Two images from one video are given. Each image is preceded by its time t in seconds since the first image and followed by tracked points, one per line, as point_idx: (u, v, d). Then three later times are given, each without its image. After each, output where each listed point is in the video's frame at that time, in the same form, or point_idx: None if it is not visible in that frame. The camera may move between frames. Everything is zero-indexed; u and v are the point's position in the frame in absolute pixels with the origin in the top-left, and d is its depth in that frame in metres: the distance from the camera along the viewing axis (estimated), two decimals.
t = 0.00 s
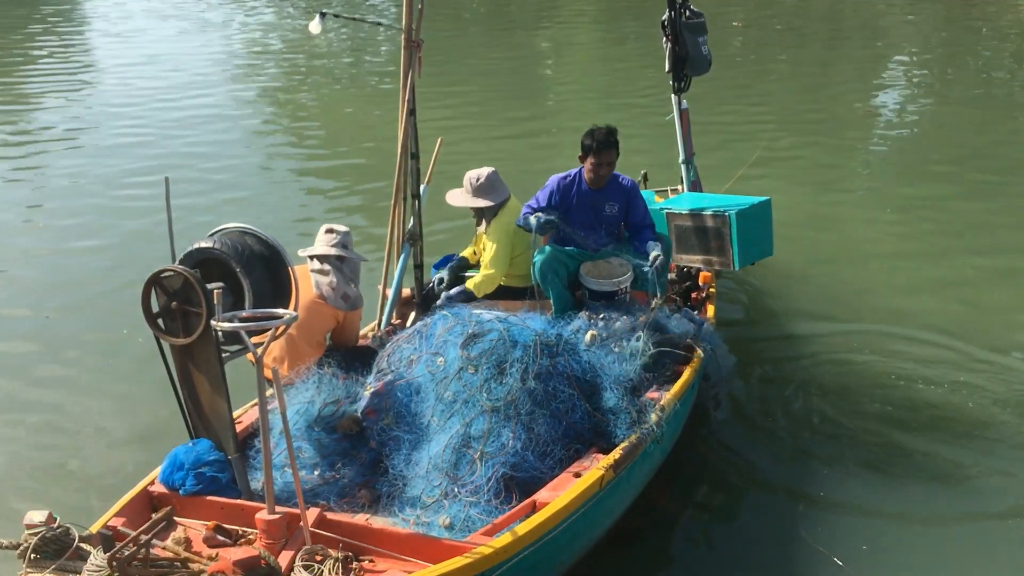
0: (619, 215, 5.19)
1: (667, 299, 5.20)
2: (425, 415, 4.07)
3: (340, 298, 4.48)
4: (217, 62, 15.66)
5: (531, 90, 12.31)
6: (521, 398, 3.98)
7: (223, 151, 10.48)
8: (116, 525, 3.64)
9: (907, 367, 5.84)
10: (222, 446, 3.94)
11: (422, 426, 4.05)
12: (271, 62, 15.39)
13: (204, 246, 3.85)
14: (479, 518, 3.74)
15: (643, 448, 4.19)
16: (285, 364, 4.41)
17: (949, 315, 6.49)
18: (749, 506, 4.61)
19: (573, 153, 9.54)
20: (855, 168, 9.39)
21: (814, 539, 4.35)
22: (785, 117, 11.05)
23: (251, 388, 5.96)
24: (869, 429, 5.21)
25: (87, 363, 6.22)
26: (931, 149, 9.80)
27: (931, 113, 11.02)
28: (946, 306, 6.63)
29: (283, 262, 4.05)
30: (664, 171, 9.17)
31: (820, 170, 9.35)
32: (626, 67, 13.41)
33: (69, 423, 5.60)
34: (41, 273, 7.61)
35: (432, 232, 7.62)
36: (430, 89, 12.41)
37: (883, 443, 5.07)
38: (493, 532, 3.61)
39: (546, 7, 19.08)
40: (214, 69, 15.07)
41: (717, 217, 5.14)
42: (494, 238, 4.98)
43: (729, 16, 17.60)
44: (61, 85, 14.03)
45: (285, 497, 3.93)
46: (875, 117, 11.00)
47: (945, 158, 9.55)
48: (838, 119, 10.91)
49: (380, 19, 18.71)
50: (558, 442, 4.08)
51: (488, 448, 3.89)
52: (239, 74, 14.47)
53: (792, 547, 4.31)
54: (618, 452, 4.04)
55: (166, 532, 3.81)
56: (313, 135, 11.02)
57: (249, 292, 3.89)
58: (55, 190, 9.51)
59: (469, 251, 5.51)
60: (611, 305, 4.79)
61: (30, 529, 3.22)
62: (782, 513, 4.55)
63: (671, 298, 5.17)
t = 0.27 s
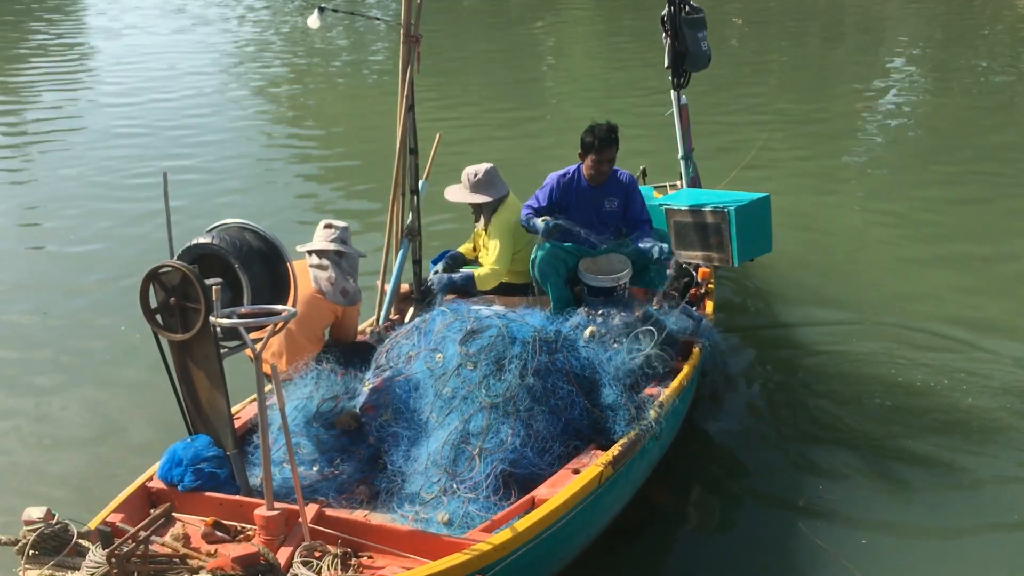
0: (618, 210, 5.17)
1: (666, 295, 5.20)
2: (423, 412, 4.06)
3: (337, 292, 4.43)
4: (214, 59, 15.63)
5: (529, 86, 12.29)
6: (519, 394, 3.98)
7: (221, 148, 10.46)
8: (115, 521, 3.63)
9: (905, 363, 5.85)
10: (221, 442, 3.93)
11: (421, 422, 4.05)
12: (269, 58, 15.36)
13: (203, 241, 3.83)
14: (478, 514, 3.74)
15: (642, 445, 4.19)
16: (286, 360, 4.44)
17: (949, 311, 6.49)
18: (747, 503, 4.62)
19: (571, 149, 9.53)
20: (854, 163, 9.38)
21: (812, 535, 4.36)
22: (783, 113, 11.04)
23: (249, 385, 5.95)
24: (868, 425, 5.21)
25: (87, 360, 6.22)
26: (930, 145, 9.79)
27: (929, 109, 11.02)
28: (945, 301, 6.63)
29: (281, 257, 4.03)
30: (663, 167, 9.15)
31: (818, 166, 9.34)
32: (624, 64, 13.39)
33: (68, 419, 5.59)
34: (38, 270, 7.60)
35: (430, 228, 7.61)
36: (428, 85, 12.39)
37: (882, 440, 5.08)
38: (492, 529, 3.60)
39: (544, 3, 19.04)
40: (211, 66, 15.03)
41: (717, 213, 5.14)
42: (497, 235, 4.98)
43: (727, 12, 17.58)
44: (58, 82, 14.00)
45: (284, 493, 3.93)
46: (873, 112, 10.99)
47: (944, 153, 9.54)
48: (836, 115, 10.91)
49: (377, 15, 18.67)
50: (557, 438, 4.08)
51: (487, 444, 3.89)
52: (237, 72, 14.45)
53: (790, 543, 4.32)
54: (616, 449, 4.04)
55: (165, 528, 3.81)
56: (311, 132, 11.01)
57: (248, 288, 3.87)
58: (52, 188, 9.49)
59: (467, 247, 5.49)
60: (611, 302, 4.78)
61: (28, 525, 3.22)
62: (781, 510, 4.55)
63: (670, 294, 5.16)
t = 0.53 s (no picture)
0: (617, 206, 5.17)
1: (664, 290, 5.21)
2: (422, 407, 4.07)
3: (334, 286, 4.44)
4: (212, 56, 15.60)
5: (528, 81, 12.29)
6: (518, 390, 3.99)
7: (219, 145, 10.45)
8: (113, 517, 3.63)
9: (903, 359, 5.86)
10: (219, 438, 3.93)
11: (420, 418, 4.05)
12: (266, 55, 15.34)
13: (201, 237, 3.82)
14: (476, 510, 3.74)
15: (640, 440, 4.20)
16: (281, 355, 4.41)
17: (947, 307, 6.50)
18: (745, 498, 4.63)
19: (569, 145, 9.52)
20: (852, 159, 9.39)
21: (811, 530, 4.38)
22: (781, 109, 11.04)
23: (248, 381, 5.95)
24: (865, 422, 5.22)
25: (85, 356, 6.22)
26: (927, 141, 9.80)
27: (927, 105, 11.02)
28: (944, 297, 6.64)
29: (280, 253, 4.03)
30: (661, 162, 9.16)
31: (816, 162, 9.35)
32: (622, 59, 13.38)
33: (67, 416, 5.59)
34: (36, 267, 7.59)
35: (428, 224, 7.60)
36: (425, 80, 12.37)
37: (881, 435, 5.09)
38: (491, 524, 3.60)
39: None
40: (209, 63, 15.02)
41: (715, 208, 5.14)
42: (494, 231, 4.98)
43: (725, 8, 17.57)
44: (55, 80, 13.97)
45: (282, 489, 3.93)
46: (871, 107, 10.99)
47: (941, 150, 9.55)
48: (834, 111, 10.91)
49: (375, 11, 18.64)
50: (555, 434, 4.09)
51: (485, 439, 3.90)
52: (234, 68, 14.43)
53: (788, 539, 4.33)
54: (615, 444, 4.04)
55: (164, 524, 3.81)
56: (309, 128, 11.00)
57: (245, 284, 3.87)
58: (50, 185, 9.48)
59: (464, 241, 5.49)
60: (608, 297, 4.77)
61: (26, 521, 3.21)
62: (779, 506, 4.56)
63: (668, 290, 5.17)
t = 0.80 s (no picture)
0: (614, 201, 5.17)
1: (661, 286, 5.21)
2: (420, 403, 4.07)
3: (333, 283, 4.45)
4: (209, 52, 15.57)
5: (525, 77, 12.28)
6: (516, 386, 3.99)
7: (216, 141, 10.44)
8: (111, 514, 3.63)
9: (900, 354, 5.87)
10: (217, 434, 3.93)
11: (418, 414, 4.05)
12: (263, 51, 15.31)
13: (198, 234, 3.82)
14: (475, 505, 3.75)
15: (637, 436, 4.21)
16: (279, 351, 4.44)
17: (944, 302, 6.52)
18: (742, 493, 4.64)
19: (566, 141, 9.53)
20: (849, 154, 9.40)
21: (808, 525, 4.39)
22: (778, 104, 11.06)
23: (245, 377, 5.95)
24: (862, 416, 5.24)
25: (83, 352, 6.21)
26: (925, 137, 9.79)
27: (924, 100, 11.04)
28: (942, 293, 6.65)
29: (277, 249, 4.02)
30: (659, 157, 9.16)
31: (813, 157, 9.34)
32: (619, 55, 13.38)
33: (64, 412, 5.58)
34: (33, 263, 7.58)
35: (426, 219, 7.60)
36: (423, 76, 12.36)
37: (880, 430, 5.10)
38: (489, 519, 3.61)
39: None
40: (206, 59, 14.99)
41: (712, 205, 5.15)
42: (491, 228, 4.97)
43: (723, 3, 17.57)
44: (51, 76, 13.94)
45: (280, 485, 3.93)
46: (868, 103, 11.01)
47: (939, 145, 9.54)
48: (831, 106, 10.92)
49: (372, 7, 18.60)
50: (553, 429, 4.09)
51: (483, 435, 3.90)
52: (231, 64, 14.40)
53: (785, 533, 4.34)
54: (612, 440, 4.05)
55: (161, 520, 3.81)
56: (306, 123, 10.98)
57: (243, 280, 3.87)
58: (46, 180, 9.46)
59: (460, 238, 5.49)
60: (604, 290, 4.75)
61: (25, 518, 3.21)
62: (776, 500, 4.57)
63: (665, 286, 5.17)
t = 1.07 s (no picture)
0: (611, 196, 5.19)
1: (658, 281, 5.22)
2: (417, 399, 4.07)
3: (332, 280, 4.46)
4: (204, 49, 15.55)
5: (521, 73, 12.29)
6: (513, 381, 4.00)
7: (212, 138, 10.43)
8: (110, 510, 3.63)
9: (897, 348, 5.88)
10: (215, 430, 3.93)
11: (415, 409, 4.06)
12: (259, 48, 15.29)
13: (194, 231, 3.81)
14: (473, 500, 3.75)
15: (635, 430, 4.22)
16: (279, 348, 4.43)
17: (941, 296, 6.53)
18: (740, 487, 4.65)
19: (562, 137, 9.53)
20: (845, 149, 9.42)
21: (807, 519, 4.40)
22: (775, 100, 11.07)
23: (243, 374, 5.95)
24: (859, 411, 5.25)
25: (80, 350, 6.21)
26: (923, 133, 9.79)
27: (920, 95, 11.05)
28: (941, 288, 6.65)
29: (274, 246, 4.02)
30: (655, 153, 9.17)
31: (810, 153, 9.35)
32: (615, 51, 13.39)
33: (62, 409, 5.58)
34: (29, 260, 7.56)
35: (423, 215, 7.60)
36: (419, 73, 12.35)
37: (877, 425, 5.11)
38: (487, 514, 3.61)
39: None
40: (201, 56, 14.97)
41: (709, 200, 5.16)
42: (489, 226, 4.96)
43: None
44: (47, 73, 13.91)
45: (279, 481, 3.93)
46: (864, 98, 11.03)
47: (937, 141, 9.54)
48: (827, 101, 10.94)
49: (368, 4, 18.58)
50: (551, 424, 4.10)
51: (481, 430, 3.90)
52: (227, 62, 14.38)
53: (783, 527, 4.35)
54: (610, 434, 4.06)
55: (160, 517, 3.81)
56: (302, 120, 10.98)
57: (240, 277, 3.87)
58: (42, 178, 9.45)
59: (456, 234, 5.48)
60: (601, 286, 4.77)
61: (23, 514, 3.23)
62: (774, 495, 4.58)
63: (662, 281, 5.17)
